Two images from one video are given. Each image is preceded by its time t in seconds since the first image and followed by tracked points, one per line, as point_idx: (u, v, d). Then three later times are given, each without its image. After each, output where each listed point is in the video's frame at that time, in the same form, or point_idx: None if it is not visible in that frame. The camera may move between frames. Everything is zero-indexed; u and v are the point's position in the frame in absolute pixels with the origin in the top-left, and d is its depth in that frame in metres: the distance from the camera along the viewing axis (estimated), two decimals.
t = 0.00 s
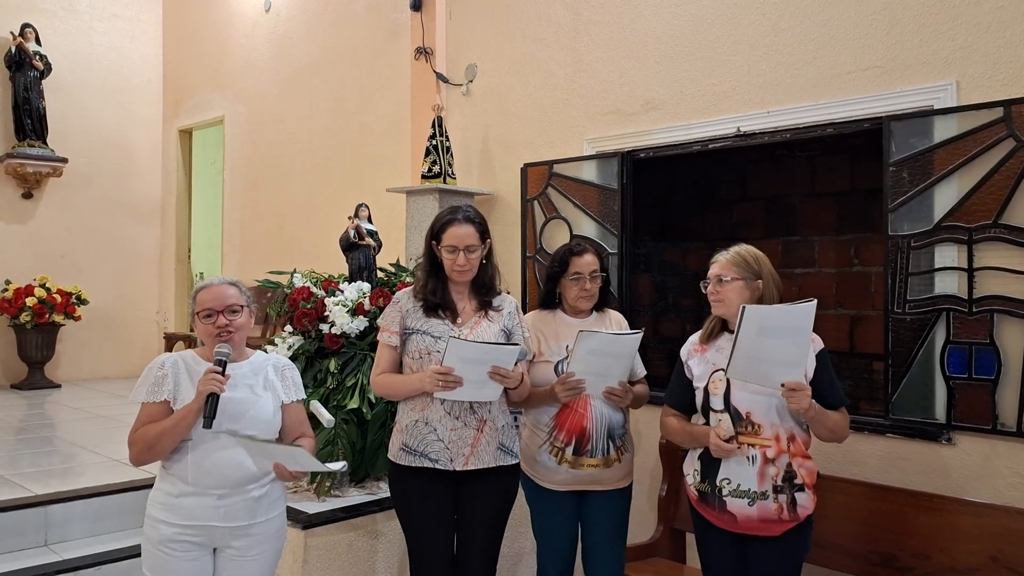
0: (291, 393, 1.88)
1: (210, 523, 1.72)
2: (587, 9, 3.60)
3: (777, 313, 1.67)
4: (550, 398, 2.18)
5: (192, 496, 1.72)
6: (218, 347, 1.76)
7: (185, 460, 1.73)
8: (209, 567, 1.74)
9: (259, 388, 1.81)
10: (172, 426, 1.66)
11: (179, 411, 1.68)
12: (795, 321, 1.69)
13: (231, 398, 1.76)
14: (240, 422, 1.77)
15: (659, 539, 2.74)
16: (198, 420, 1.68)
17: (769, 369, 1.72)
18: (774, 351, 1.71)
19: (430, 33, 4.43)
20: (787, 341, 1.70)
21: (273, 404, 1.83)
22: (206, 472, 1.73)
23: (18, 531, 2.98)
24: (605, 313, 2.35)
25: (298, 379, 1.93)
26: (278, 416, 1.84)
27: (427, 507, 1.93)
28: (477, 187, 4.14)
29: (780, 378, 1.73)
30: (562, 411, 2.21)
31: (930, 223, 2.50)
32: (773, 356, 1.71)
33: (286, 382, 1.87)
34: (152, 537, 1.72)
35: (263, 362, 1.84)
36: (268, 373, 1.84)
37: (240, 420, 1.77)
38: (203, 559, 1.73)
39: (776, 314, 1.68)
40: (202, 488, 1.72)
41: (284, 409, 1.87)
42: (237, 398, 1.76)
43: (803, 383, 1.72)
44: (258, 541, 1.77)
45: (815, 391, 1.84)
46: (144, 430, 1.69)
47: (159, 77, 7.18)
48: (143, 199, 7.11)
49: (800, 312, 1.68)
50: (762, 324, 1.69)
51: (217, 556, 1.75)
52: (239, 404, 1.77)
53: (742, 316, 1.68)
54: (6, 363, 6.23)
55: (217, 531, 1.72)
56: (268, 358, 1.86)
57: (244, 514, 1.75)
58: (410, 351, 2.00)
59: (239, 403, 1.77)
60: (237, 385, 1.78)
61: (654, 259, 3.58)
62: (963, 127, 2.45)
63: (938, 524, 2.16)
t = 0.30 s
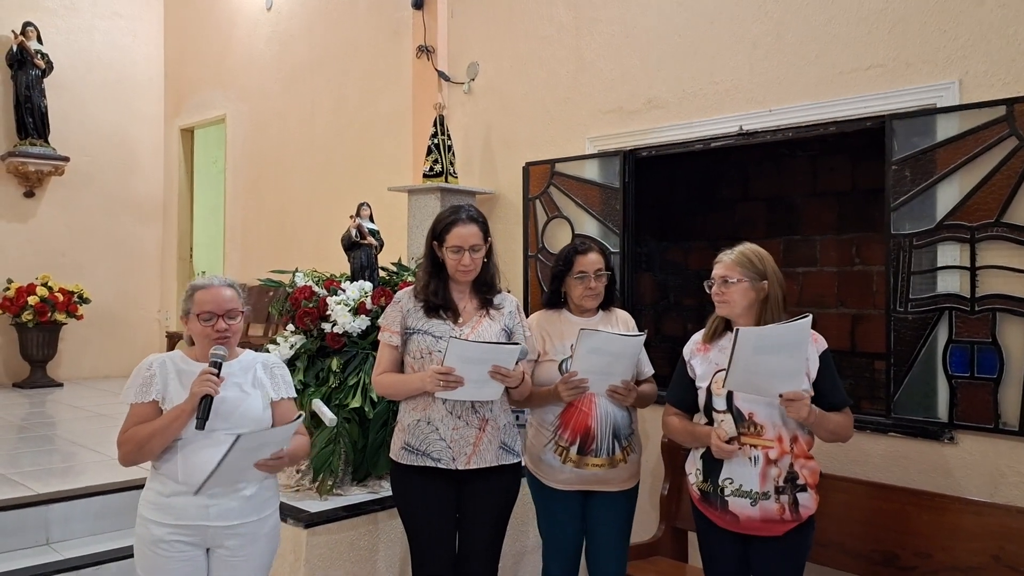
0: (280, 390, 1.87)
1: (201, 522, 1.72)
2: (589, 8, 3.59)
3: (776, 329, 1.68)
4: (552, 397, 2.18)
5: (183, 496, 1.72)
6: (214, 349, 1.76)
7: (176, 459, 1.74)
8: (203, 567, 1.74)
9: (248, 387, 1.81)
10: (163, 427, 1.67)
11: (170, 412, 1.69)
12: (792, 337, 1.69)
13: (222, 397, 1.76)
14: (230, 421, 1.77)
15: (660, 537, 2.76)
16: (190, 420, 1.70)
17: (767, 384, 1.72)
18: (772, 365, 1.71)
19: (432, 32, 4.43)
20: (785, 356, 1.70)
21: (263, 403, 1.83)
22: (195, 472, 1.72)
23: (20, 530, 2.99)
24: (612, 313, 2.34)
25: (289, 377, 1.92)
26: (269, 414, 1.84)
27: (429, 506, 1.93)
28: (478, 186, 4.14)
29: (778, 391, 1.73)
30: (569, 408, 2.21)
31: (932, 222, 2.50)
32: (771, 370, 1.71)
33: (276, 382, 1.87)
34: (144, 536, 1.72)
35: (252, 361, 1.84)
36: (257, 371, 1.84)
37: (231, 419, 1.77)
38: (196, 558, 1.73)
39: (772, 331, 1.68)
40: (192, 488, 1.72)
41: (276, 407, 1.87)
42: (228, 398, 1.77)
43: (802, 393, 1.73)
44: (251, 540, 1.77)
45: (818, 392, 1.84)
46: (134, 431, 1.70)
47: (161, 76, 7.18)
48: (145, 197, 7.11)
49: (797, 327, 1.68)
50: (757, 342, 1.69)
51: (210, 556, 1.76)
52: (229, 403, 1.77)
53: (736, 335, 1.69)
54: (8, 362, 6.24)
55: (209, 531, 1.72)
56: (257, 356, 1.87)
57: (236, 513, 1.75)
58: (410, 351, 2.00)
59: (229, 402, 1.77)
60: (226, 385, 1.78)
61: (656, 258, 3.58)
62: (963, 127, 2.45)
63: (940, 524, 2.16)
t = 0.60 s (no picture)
0: (266, 365, 1.91)
1: (194, 498, 1.73)
2: None
3: (775, 297, 1.69)
4: (552, 374, 2.19)
5: (174, 473, 1.74)
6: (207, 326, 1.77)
7: (165, 436, 1.75)
8: (195, 542, 1.76)
9: (235, 363, 1.84)
10: (152, 403, 1.69)
11: (158, 389, 1.70)
12: (794, 307, 1.70)
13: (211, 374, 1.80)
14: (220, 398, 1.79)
15: (660, 511, 2.79)
16: (180, 396, 1.72)
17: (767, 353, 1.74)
18: (773, 337, 1.73)
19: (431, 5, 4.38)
20: (786, 326, 1.72)
21: (249, 378, 1.87)
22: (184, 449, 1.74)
23: (25, 504, 3.02)
24: (615, 289, 2.34)
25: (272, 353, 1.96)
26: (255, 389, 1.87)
27: (429, 482, 1.95)
28: (479, 162, 4.11)
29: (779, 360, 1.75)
30: (569, 385, 2.22)
31: (936, 198, 2.48)
32: (772, 341, 1.73)
33: (261, 358, 1.90)
34: (135, 514, 1.73)
35: (237, 337, 1.87)
36: (242, 347, 1.87)
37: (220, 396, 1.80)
38: (189, 534, 1.75)
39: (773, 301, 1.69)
40: (183, 464, 1.74)
41: (261, 382, 1.91)
42: (216, 374, 1.80)
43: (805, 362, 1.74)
44: (243, 514, 1.79)
45: (823, 367, 1.84)
46: (121, 408, 1.71)
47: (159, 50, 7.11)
48: (144, 173, 7.08)
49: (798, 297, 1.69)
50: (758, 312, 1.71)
51: (201, 532, 1.77)
52: (218, 380, 1.80)
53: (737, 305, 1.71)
54: (10, 338, 6.26)
55: (201, 506, 1.74)
56: (241, 333, 1.90)
57: (228, 488, 1.77)
58: (412, 328, 2.01)
59: (218, 379, 1.80)
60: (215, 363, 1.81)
61: (657, 234, 3.57)
62: (967, 102, 2.43)
63: (939, 498, 2.18)
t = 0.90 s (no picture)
0: (252, 330, 1.93)
1: (188, 461, 1.75)
2: None
3: (766, 266, 1.68)
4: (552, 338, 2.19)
5: (167, 438, 1.74)
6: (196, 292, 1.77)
7: (158, 403, 1.75)
8: (190, 504, 1.78)
9: (223, 328, 1.85)
10: (144, 370, 1.69)
11: (149, 355, 1.70)
12: (785, 274, 1.69)
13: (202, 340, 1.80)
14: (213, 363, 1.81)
15: (659, 472, 2.82)
16: (170, 362, 1.72)
17: (760, 322, 1.73)
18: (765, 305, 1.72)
19: None
20: (778, 294, 1.70)
21: (238, 343, 1.88)
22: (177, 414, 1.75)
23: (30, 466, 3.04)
24: (615, 253, 2.33)
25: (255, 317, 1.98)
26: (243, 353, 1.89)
27: (430, 445, 1.96)
28: (478, 124, 4.07)
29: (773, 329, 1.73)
30: (569, 348, 2.22)
31: (941, 159, 2.44)
32: (763, 309, 1.71)
33: (247, 322, 1.92)
34: (128, 479, 1.74)
35: (222, 302, 1.88)
36: (227, 312, 1.89)
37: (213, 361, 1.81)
38: (184, 496, 1.77)
39: (764, 268, 1.68)
40: (175, 428, 1.75)
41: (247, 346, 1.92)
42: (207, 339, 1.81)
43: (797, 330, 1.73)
44: (238, 474, 1.81)
45: (821, 332, 1.84)
46: (111, 375, 1.71)
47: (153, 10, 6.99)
48: (141, 136, 7.02)
49: (790, 264, 1.67)
50: (749, 280, 1.69)
51: (196, 493, 1.80)
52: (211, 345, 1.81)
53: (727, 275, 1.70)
54: (10, 302, 6.27)
55: (197, 469, 1.76)
56: (226, 296, 1.90)
57: (221, 450, 1.79)
58: (412, 293, 2.00)
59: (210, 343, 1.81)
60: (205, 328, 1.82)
61: (658, 198, 3.51)
62: (975, 62, 2.38)
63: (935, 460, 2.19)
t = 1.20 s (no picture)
0: (245, 307, 1.95)
1: (190, 437, 1.76)
2: None
3: (760, 264, 1.70)
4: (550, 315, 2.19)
5: (167, 415, 1.75)
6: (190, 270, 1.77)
7: (158, 382, 1.76)
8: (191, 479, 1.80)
9: (218, 306, 1.86)
10: (144, 347, 1.69)
11: (148, 334, 1.70)
12: (782, 270, 1.70)
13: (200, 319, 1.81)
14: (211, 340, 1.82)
15: (658, 448, 2.83)
16: (169, 340, 1.72)
17: (755, 311, 1.77)
18: (761, 296, 1.74)
19: None
20: (774, 288, 1.72)
21: (233, 320, 1.90)
22: (178, 393, 1.76)
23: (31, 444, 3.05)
24: (614, 229, 2.32)
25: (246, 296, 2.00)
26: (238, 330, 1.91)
27: (430, 422, 1.97)
28: (477, 99, 4.03)
29: (770, 317, 1.77)
30: (568, 326, 2.22)
31: (942, 135, 2.42)
32: (762, 298, 1.74)
33: (240, 299, 1.94)
34: (129, 458, 1.74)
35: (215, 280, 1.89)
36: (221, 289, 1.89)
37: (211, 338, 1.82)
38: (185, 472, 1.78)
39: (758, 266, 1.70)
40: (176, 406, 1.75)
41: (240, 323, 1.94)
42: (206, 319, 1.82)
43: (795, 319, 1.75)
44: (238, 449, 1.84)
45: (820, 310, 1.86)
46: (110, 355, 1.70)
47: None
48: (137, 112, 6.96)
49: (786, 261, 1.68)
50: (743, 277, 1.71)
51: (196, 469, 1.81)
52: (209, 324, 1.82)
53: (721, 270, 1.73)
54: (9, 279, 6.25)
55: (198, 445, 1.77)
56: (218, 275, 1.91)
57: (222, 425, 1.81)
58: (411, 269, 1.99)
59: (208, 322, 1.82)
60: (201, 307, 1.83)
61: (658, 173, 3.51)
62: (979, 35, 2.34)
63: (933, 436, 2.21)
